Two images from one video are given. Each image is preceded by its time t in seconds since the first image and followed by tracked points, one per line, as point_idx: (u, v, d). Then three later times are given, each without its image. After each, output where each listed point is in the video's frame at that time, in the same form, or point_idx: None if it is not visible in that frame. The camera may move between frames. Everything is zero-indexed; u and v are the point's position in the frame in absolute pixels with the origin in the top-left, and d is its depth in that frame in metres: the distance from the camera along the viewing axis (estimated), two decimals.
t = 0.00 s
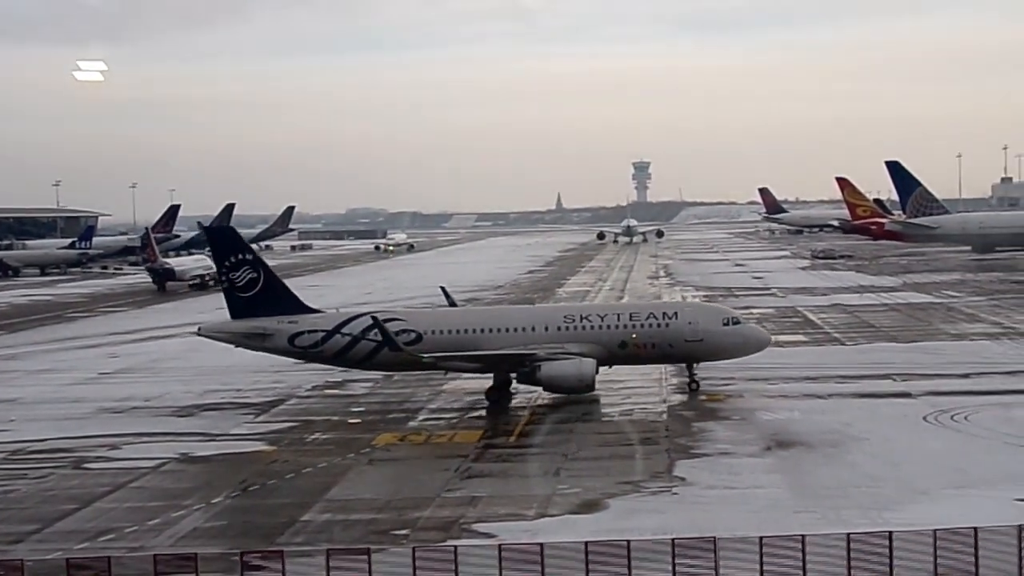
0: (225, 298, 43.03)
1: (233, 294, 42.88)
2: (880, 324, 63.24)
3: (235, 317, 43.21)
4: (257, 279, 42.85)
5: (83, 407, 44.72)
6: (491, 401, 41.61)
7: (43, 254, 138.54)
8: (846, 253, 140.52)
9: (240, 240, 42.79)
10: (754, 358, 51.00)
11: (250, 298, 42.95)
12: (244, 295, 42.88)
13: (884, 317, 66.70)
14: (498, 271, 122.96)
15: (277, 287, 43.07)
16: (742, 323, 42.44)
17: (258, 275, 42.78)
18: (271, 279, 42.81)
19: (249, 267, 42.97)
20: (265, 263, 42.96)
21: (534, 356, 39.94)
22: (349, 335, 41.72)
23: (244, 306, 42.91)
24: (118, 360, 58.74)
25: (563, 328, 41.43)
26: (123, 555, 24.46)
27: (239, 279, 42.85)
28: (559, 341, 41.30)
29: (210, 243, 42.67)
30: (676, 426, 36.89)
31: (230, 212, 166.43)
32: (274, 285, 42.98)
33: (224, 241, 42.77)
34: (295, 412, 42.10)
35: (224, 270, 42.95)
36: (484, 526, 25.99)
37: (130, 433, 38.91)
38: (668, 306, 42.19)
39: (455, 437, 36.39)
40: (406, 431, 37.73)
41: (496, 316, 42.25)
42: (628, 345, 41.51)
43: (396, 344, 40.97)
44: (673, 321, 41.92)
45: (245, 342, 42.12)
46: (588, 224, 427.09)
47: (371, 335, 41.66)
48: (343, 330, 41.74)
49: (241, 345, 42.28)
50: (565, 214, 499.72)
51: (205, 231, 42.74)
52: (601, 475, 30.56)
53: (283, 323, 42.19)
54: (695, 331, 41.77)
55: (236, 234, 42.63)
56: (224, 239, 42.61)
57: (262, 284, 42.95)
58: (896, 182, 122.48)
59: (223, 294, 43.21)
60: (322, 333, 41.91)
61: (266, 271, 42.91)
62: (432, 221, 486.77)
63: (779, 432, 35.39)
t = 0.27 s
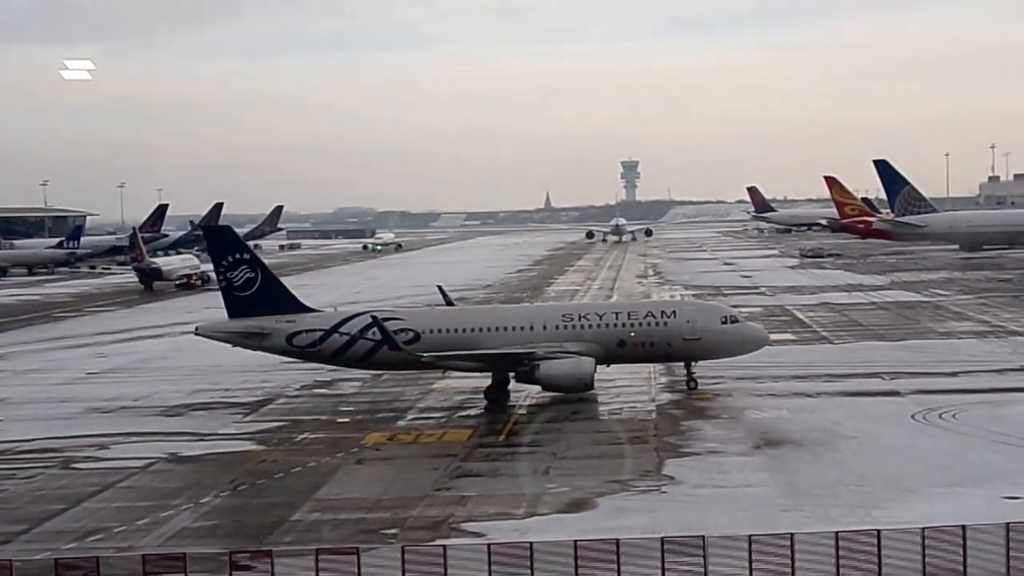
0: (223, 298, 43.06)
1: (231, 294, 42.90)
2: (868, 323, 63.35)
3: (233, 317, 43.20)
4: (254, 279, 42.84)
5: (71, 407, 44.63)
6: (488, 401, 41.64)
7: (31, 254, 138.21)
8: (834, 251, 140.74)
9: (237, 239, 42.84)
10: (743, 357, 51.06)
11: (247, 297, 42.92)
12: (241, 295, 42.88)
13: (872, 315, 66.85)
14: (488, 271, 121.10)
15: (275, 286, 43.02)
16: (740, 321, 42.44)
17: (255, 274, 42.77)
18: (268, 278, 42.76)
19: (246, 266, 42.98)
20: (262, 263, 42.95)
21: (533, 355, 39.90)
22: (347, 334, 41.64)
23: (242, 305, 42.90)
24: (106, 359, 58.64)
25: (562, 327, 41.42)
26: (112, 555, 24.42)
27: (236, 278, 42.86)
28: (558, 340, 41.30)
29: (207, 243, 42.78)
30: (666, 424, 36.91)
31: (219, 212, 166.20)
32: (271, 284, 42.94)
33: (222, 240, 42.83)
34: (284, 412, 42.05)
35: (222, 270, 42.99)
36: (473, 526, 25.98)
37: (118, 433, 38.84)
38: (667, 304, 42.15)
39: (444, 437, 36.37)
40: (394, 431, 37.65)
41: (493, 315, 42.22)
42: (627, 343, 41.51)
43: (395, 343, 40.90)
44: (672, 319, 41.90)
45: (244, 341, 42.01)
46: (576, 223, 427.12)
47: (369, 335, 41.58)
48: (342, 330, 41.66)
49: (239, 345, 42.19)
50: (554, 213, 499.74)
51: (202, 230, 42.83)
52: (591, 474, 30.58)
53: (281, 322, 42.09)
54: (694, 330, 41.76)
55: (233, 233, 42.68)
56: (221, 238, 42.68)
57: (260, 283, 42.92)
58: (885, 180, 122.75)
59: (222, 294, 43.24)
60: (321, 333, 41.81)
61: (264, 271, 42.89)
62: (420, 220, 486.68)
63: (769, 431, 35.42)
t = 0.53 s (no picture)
0: (224, 297, 43.02)
1: (232, 293, 42.87)
2: (860, 321, 63.44)
3: (234, 316, 43.14)
4: (255, 278, 42.79)
5: (64, 407, 44.55)
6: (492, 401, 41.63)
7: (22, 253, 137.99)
8: (826, 250, 140.88)
9: (238, 238, 42.80)
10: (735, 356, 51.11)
11: (249, 296, 42.86)
12: (242, 294, 42.83)
13: (865, 314, 66.94)
14: (479, 271, 119.57)
15: (276, 286, 42.97)
16: (741, 319, 42.31)
17: (256, 273, 42.73)
18: (269, 276, 42.71)
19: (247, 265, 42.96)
20: (264, 262, 42.91)
21: (535, 353, 39.96)
22: (348, 333, 41.62)
23: (243, 304, 42.85)
24: (99, 359, 58.57)
25: (564, 326, 41.50)
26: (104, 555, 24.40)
27: (238, 277, 42.82)
28: (560, 338, 41.39)
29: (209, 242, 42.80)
30: (658, 423, 36.95)
31: (211, 211, 166.00)
32: (272, 283, 42.87)
33: (223, 239, 42.81)
34: (277, 410, 42.06)
35: (223, 269, 42.97)
36: (466, 524, 26.00)
37: (110, 433, 38.79)
38: (669, 302, 42.06)
39: (437, 436, 36.38)
40: (387, 430, 37.58)
41: (496, 314, 42.35)
42: (629, 342, 41.45)
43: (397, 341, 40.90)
44: (674, 318, 41.81)
45: (244, 340, 42.06)
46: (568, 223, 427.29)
47: (371, 333, 41.57)
48: (343, 328, 41.65)
49: (240, 344, 42.23)
50: (546, 212, 499.90)
51: (204, 229, 42.85)
52: (583, 472, 30.60)
53: (282, 321, 42.15)
54: (696, 328, 41.64)
55: (234, 231, 42.70)
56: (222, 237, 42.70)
57: (261, 282, 42.88)
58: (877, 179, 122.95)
59: (223, 294, 43.21)
60: (322, 331, 41.80)
61: (264, 270, 42.84)
62: (412, 220, 486.56)
63: (761, 429, 35.46)
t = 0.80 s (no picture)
0: (227, 296, 43.00)
1: (234, 292, 42.86)
2: (854, 320, 63.47)
3: (236, 316, 43.12)
4: (257, 277, 42.80)
5: (58, 407, 44.49)
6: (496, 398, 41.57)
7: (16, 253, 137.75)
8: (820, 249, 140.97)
9: (241, 237, 42.82)
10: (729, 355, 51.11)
11: (251, 296, 42.85)
12: (244, 293, 42.82)
13: (858, 313, 67.01)
14: (474, 271, 118.74)
15: (278, 285, 42.98)
16: (745, 318, 42.39)
17: (259, 272, 42.75)
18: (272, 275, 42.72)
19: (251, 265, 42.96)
20: (266, 261, 42.93)
21: (539, 352, 39.97)
22: (352, 332, 41.53)
23: (245, 303, 42.83)
24: (93, 359, 58.50)
25: (567, 325, 41.49)
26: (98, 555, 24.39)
27: (240, 276, 42.83)
28: (564, 337, 41.38)
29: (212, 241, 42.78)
30: (652, 422, 36.96)
31: (205, 211, 165.85)
32: (274, 282, 42.89)
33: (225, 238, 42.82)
34: (271, 410, 42.03)
35: (226, 268, 42.95)
36: (461, 524, 26.01)
37: (104, 433, 38.74)
38: (672, 301, 42.14)
39: (431, 436, 36.37)
40: (381, 430, 37.55)
41: (499, 313, 42.34)
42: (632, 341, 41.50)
43: (402, 340, 40.86)
44: (677, 317, 41.88)
45: (247, 340, 42.03)
46: (563, 222, 427.53)
47: (374, 333, 41.49)
48: (346, 328, 41.55)
49: (243, 343, 42.21)
50: (540, 211, 499.98)
51: (206, 229, 42.86)
52: (578, 472, 30.61)
53: (285, 321, 42.13)
54: (699, 326, 41.73)
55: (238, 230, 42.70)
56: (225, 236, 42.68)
57: (263, 282, 42.89)
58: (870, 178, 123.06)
59: (226, 293, 43.19)
60: (326, 331, 41.72)
61: (267, 269, 42.86)
62: (406, 219, 486.39)
63: (756, 428, 35.49)
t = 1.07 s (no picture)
0: (228, 296, 42.95)
1: (236, 292, 42.80)
2: (847, 320, 63.49)
3: (238, 316, 43.07)
4: (259, 277, 42.75)
5: (51, 408, 44.42)
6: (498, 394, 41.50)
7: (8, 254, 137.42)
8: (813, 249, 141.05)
9: (242, 237, 42.74)
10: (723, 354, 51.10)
11: (253, 296, 42.80)
12: (246, 293, 42.76)
13: (852, 312, 67.07)
14: (466, 271, 118.25)
15: (280, 285, 42.94)
16: (748, 317, 42.44)
17: (261, 272, 42.69)
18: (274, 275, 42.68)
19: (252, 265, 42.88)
20: (268, 261, 42.88)
21: (541, 352, 39.96)
22: (354, 332, 41.51)
23: (247, 303, 42.78)
24: (85, 360, 58.38)
25: (570, 324, 41.48)
26: (91, 556, 24.36)
27: (242, 276, 42.77)
28: (566, 336, 41.35)
29: (213, 241, 42.65)
30: (645, 421, 36.96)
31: (198, 211, 165.56)
32: (276, 282, 42.85)
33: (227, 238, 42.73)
34: (264, 411, 41.99)
35: (227, 269, 42.86)
36: (454, 524, 26.01)
37: (97, 434, 38.67)
38: (674, 300, 42.19)
39: (424, 435, 36.38)
40: (374, 430, 37.52)
41: (501, 312, 42.32)
42: (635, 340, 41.51)
43: (406, 340, 40.83)
44: (679, 316, 41.93)
45: (250, 340, 41.99)
46: (556, 222, 427.58)
47: (376, 332, 41.46)
48: (349, 327, 41.51)
49: (245, 343, 42.17)
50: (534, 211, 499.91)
51: (207, 229, 42.77)
52: (572, 471, 30.61)
53: (287, 320, 42.09)
54: (702, 326, 41.79)
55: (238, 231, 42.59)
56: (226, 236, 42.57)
57: (265, 281, 42.84)
58: (863, 178, 123.18)
59: (227, 293, 43.11)
60: (328, 330, 41.68)
61: (269, 269, 42.81)
62: (399, 219, 486.21)
63: (749, 428, 35.51)
